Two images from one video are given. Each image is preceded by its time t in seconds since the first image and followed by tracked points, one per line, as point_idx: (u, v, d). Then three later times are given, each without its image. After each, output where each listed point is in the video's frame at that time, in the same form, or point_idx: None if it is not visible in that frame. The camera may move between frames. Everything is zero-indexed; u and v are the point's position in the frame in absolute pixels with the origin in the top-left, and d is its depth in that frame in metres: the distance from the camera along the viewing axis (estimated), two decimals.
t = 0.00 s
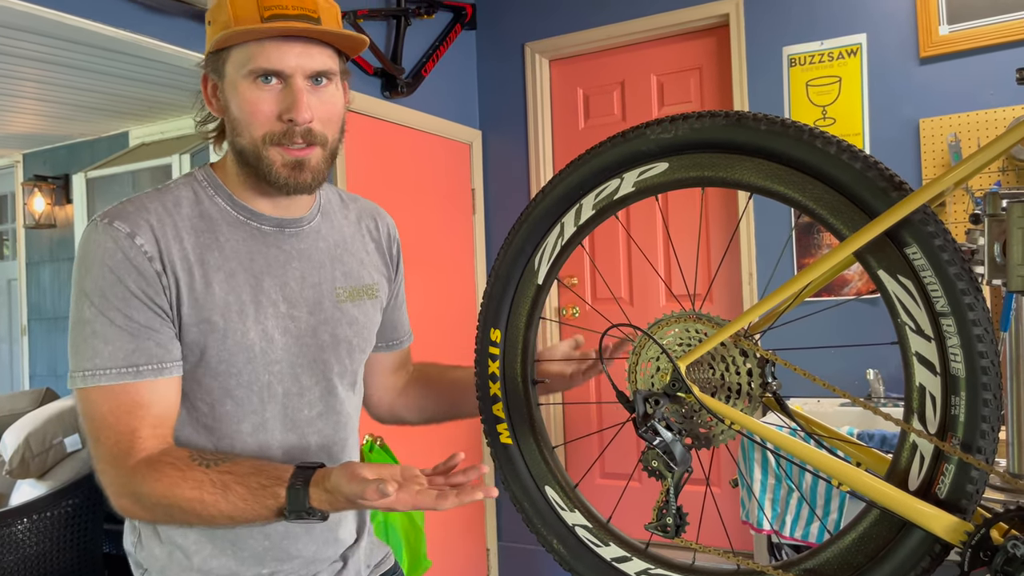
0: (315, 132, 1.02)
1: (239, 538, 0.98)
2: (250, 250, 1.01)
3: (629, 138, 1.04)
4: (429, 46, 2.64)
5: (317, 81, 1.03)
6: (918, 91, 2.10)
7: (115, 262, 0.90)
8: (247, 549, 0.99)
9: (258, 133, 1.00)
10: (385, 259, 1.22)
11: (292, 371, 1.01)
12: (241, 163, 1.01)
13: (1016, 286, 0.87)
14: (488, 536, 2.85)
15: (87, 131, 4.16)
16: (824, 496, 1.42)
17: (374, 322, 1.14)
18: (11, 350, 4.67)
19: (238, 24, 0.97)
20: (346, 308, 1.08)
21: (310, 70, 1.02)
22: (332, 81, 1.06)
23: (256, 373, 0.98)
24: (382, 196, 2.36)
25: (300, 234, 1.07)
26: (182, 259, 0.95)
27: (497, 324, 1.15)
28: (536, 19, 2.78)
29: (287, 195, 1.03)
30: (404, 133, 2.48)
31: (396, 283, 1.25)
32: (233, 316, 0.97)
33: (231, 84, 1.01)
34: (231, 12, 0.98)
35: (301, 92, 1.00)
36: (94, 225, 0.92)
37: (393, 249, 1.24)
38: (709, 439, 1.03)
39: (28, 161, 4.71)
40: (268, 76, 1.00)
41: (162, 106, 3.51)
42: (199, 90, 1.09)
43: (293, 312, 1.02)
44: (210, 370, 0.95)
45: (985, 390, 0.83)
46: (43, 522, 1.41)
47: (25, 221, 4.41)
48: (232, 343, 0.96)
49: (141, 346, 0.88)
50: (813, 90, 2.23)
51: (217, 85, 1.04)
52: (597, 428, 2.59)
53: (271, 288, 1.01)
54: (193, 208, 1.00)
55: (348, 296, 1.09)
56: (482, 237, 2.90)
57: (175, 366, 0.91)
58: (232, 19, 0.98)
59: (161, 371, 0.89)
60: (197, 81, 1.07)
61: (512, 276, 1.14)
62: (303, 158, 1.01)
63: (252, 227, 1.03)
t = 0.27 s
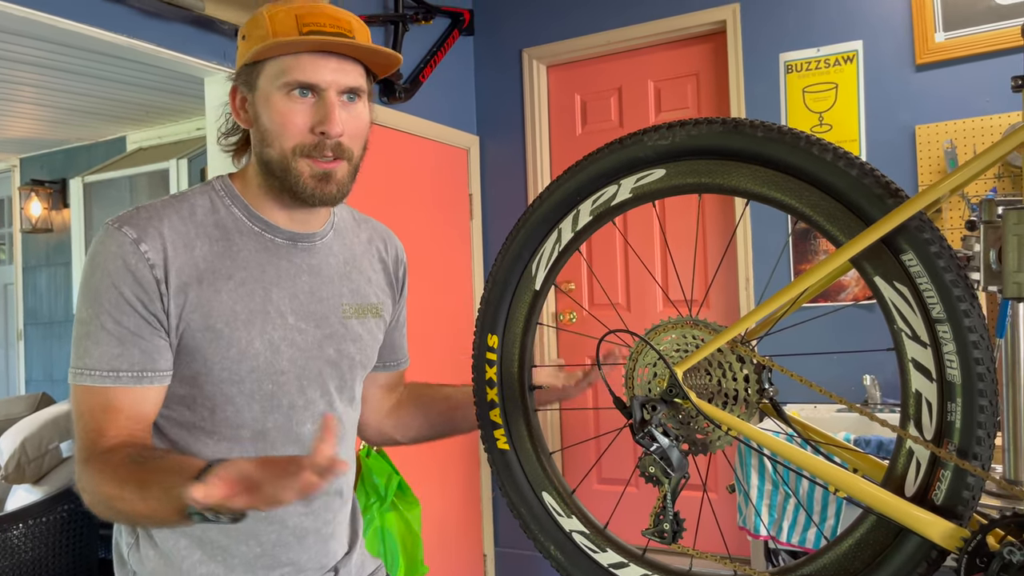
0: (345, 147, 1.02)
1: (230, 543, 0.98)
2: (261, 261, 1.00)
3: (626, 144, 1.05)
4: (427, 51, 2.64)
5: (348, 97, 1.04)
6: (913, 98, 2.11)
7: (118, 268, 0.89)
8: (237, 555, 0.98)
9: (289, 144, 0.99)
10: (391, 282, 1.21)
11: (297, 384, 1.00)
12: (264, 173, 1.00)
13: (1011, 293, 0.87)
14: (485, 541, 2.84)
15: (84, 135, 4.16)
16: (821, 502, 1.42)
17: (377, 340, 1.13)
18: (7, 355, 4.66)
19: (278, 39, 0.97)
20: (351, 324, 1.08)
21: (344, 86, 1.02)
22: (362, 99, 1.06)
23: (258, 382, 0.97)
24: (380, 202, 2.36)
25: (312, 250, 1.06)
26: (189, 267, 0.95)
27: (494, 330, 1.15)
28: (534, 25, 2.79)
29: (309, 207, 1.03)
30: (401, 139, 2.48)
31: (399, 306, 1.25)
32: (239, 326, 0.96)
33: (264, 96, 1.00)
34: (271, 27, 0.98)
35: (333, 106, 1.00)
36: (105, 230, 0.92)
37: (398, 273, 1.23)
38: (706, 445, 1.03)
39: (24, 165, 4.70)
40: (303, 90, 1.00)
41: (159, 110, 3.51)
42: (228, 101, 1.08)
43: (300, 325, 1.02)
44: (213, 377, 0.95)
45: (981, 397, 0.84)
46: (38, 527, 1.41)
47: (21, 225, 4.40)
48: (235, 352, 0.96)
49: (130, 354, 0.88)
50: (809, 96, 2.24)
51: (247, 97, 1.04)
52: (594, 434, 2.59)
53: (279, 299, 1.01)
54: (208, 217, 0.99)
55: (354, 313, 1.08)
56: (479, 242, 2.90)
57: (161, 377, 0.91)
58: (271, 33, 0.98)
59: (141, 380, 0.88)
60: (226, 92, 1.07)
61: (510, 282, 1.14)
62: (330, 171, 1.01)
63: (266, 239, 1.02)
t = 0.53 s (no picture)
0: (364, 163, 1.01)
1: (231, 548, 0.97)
2: (262, 271, 0.99)
3: (624, 151, 1.05)
4: (424, 57, 2.65)
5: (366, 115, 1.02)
6: (909, 105, 2.12)
7: (115, 283, 0.87)
8: (238, 560, 0.98)
9: (309, 159, 0.96)
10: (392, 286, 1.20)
11: (296, 394, 0.99)
12: (279, 187, 0.97)
13: (1007, 301, 0.87)
14: (481, 547, 2.83)
15: (81, 140, 4.15)
16: (818, 509, 1.41)
17: (376, 347, 1.12)
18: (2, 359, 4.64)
19: (306, 52, 0.93)
20: (350, 333, 1.07)
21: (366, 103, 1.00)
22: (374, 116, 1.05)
23: (257, 395, 0.96)
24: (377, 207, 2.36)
25: (313, 259, 1.04)
26: (188, 279, 0.93)
27: (492, 336, 1.15)
28: (531, 32, 2.79)
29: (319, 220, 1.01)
30: (398, 144, 2.48)
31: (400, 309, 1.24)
32: (238, 337, 0.95)
33: (284, 109, 0.96)
34: (297, 39, 0.94)
35: (357, 123, 0.98)
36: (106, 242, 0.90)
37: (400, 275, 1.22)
38: (703, 451, 1.03)
39: (21, 170, 4.69)
40: (328, 106, 0.97)
41: (157, 115, 3.51)
42: (233, 108, 1.02)
43: (300, 335, 1.00)
44: (213, 390, 0.93)
45: (977, 404, 0.84)
46: (34, 533, 1.32)
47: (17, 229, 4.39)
48: (235, 365, 0.94)
49: (121, 368, 0.86)
50: (806, 103, 2.25)
51: (262, 109, 0.98)
52: (590, 439, 2.59)
53: (280, 310, 0.99)
54: (210, 228, 0.98)
55: (354, 321, 1.08)
56: (476, 248, 2.90)
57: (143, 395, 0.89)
58: (298, 47, 0.93)
59: (118, 397, 0.86)
60: (235, 99, 1.00)
61: (507, 288, 1.14)
62: (349, 187, 0.99)
63: (267, 249, 1.01)
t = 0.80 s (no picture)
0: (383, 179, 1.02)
1: (231, 556, 0.96)
2: (259, 283, 0.97)
3: (621, 155, 1.05)
4: (421, 61, 2.65)
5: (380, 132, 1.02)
6: (905, 111, 2.13)
7: (115, 305, 0.83)
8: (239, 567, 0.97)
9: (338, 182, 0.95)
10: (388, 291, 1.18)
11: (296, 405, 0.98)
12: (302, 209, 0.95)
13: (1002, 306, 0.87)
14: (477, 552, 2.82)
15: (77, 142, 4.14)
16: (813, 513, 1.42)
17: (373, 354, 1.11)
18: None
19: (341, 77, 0.92)
20: (349, 341, 1.06)
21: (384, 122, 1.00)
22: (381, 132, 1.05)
23: (256, 409, 0.94)
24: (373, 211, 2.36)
25: (310, 268, 1.02)
26: (187, 296, 0.90)
27: (488, 340, 1.15)
28: (528, 36, 2.80)
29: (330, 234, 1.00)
30: (395, 148, 2.48)
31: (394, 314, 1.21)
32: (237, 351, 0.93)
33: (313, 134, 0.94)
34: (329, 63, 0.92)
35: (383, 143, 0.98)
36: (101, 261, 0.86)
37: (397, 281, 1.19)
38: (699, 456, 1.03)
39: (18, 172, 4.68)
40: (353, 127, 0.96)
41: (154, 119, 3.51)
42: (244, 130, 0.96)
43: (299, 345, 0.99)
44: (213, 405, 0.92)
45: (973, 409, 0.84)
46: (27, 537, 1.22)
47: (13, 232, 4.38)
48: (236, 380, 0.93)
49: (127, 389, 0.84)
50: (802, 108, 2.26)
51: (284, 133, 0.94)
52: (587, 444, 2.59)
53: (278, 321, 0.98)
54: (206, 240, 0.95)
55: (353, 329, 1.06)
56: (473, 252, 2.90)
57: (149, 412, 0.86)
58: (332, 72, 0.91)
59: (121, 417, 0.84)
60: (250, 120, 0.94)
61: (504, 292, 1.14)
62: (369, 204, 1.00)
63: (262, 261, 0.98)
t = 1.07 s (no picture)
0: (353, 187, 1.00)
1: (210, 564, 0.94)
2: (235, 288, 0.95)
3: (609, 158, 1.04)
4: (408, 65, 2.64)
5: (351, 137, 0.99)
6: (888, 118, 2.15)
7: (92, 310, 0.82)
8: None
9: (303, 189, 0.93)
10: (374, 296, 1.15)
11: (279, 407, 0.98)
12: (267, 214, 0.94)
13: (988, 310, 0.88)
14: (463, 558, 2.80)
15: (59, 144, 4.10)
16: (798, 518, 1.41)
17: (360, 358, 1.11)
18: None
19: (299, 82, 0.90)
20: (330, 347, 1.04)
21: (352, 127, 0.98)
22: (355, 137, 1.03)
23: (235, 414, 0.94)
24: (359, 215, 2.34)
25: (288, 273, 1.01)
26: (165, 300, 0.89)
27: (474, 344, 1.14)
28: (515, 41, 2.80)
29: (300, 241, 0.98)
30: (380, 152, 2.46)
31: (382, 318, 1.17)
32: (217, 356, 0.93)
33: (274, 139, 0.93)
34: (287, 67, 0.91)
35: (350, 148, 0.96)
36: (75, 266, 0.84)
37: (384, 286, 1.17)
38: (686, 460, 1.02)
39: None
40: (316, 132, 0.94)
41: (137, 120, 3.48)
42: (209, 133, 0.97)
43: (280, 350, 0.98)
44: (190, 410, 0.91)
45: (959, 413, 0.84)
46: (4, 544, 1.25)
47: None
48: (215, 385, 0.92)
49: (105, 395, 0.81)
50: (787, 114, 2.27)
51: (247, 138, 0.94)
52: (573, 449, 2.58)
53: (257, 326, 0.97)
54: (179, 247, 0.93)
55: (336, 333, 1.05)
56: (460, 256, 2.89)
57: (139, 416, 0.84)
58: (289, 76, 0.90)
59: (122, 421, 0.82)
60: (213, 127, 0.95)
61: (491, 294, 1.13)
62: (339, 211, 0.97)
63: (239, 266, 0.97)
